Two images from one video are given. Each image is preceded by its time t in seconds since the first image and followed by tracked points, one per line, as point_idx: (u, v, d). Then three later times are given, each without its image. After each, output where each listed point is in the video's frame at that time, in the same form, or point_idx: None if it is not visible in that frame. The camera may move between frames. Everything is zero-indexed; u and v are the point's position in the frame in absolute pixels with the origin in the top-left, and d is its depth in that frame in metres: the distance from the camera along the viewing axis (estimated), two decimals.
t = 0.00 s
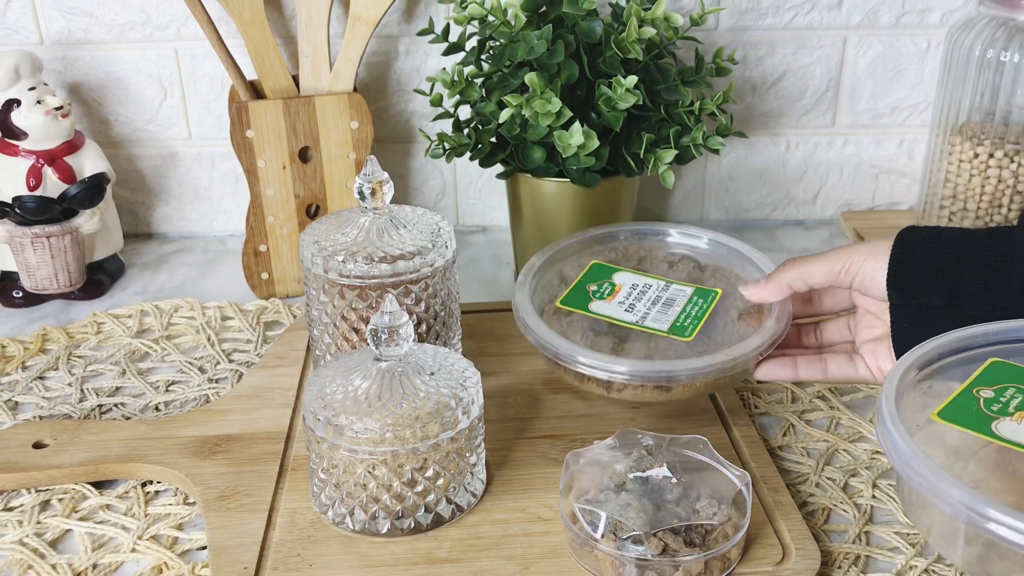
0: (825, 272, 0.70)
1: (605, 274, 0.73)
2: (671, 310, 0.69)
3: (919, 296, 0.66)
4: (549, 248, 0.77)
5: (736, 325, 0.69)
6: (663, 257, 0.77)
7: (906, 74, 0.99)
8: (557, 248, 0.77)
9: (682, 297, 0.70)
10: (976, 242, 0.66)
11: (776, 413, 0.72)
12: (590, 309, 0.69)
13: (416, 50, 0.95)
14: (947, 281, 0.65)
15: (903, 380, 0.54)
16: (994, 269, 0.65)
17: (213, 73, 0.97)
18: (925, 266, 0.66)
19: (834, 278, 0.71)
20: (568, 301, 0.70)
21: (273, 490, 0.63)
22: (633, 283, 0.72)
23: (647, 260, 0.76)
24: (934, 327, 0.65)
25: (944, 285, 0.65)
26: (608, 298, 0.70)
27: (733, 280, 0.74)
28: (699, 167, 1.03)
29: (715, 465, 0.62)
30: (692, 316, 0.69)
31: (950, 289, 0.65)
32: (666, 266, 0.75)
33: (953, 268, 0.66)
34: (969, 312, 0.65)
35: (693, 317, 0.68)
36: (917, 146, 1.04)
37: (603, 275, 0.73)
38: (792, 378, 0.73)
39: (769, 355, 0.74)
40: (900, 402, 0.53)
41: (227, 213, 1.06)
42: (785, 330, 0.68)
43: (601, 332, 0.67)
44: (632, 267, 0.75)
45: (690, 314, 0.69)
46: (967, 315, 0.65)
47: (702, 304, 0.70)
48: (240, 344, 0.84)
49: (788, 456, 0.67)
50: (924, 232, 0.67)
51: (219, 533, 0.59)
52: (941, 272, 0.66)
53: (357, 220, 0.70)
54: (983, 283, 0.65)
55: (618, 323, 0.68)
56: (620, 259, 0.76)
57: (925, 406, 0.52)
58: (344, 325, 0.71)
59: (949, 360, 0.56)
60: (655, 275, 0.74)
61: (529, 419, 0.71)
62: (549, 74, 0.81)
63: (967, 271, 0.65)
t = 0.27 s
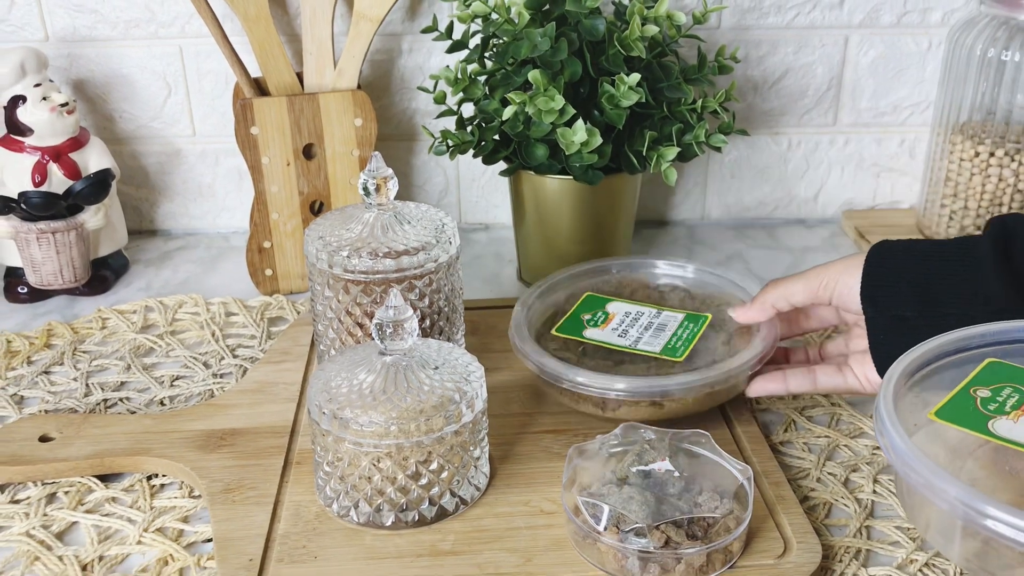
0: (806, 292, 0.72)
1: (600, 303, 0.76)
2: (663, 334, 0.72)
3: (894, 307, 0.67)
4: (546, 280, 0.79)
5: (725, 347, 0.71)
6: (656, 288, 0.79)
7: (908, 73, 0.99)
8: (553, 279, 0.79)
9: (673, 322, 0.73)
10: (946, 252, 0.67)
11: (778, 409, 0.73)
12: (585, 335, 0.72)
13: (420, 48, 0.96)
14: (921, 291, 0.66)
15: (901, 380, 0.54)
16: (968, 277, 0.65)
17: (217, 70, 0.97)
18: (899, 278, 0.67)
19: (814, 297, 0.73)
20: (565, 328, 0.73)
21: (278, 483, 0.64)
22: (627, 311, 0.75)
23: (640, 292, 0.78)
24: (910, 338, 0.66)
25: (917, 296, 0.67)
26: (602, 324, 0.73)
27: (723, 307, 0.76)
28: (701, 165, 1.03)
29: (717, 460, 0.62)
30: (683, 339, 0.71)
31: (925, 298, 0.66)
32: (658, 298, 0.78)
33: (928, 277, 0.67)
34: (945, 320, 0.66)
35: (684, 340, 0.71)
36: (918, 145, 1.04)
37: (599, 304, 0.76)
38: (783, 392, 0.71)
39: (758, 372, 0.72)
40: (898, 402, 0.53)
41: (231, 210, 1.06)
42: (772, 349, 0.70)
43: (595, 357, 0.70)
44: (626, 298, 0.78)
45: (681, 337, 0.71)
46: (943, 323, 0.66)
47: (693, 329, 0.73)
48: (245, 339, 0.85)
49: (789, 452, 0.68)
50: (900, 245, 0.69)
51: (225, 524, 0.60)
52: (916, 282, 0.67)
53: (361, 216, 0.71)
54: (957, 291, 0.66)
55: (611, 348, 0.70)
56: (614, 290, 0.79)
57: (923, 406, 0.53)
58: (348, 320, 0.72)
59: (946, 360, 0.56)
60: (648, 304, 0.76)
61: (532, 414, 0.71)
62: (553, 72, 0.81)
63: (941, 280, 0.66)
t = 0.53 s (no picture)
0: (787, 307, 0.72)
1: (587, 315, 0.76)
2: (651, 344, 0.72)
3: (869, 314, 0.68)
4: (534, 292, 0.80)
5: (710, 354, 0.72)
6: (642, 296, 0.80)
7: (908, 72, 1.00)
8: (542, 292, 0.80)
9: (660, 331, 0.74)
10: (916, 257, 0.68)
11: (778, 405, 0.73)
12: (574, 348, 0.72)
13: (423, 45, 0.96)
14: (894, 296, 0.68)
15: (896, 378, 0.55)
16: (940, 281, 0.66)
17: (220, 67, 0.98)
18: (874, 285, 0.69)
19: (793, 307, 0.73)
20: (553, 341, 0.73)
21: (282, 476, 0.64)
22: (613, 322, 0.75)
23: (627, 300, 0.79)
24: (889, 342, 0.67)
25: (890, 302, 0.68)
26: (590, 337, 0.73)
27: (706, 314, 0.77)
28: (702, 163, 1.04)
29: (718, 454, 0.63)
30: (670, 348, 0.72)
31: (899, 303, 0.67)
32: (643, 305, 0.79)
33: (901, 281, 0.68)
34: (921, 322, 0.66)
35: (671, 348, 0.72)
36: (918, 143, 1.04)
37: (586, 316, 0.76)
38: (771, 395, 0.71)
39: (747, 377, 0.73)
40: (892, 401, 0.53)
41: (234, 207, 1.07)
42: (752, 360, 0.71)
43: (585, 369, 0.70)
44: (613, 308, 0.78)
45: (668, 346, 0.72)
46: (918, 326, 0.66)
47: (679, 337, 0.73)
48: (248, 335, 0.85)
49: (789, 447, 0.68)
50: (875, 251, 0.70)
51: (230, 517, 0.60)
52: (890, 287, 0.68)
53: (365, 212, 0.71)
54: (931, 295, 0.66)
55: (600, 360, 0.71)
56: (602, 299, 0.79)
57: (917, 403, 0.53)
58: (352, 315, 0.72)
59: (939, 359, 0.57)
60: (635, 313, 0.77)
61: (534, 410, 0.72)
62: (555, 69, 0.82)
63: (915, 284, 0.67)
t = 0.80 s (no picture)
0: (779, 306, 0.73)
1: (566, 321, 0.77)
2: (629, 350, 0.73)
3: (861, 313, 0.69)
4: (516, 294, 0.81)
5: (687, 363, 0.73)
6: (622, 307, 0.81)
7: (907, 72, 1.00)
8: (523, 295, 0.81)
9: (637, 339, 0.74)
10: (905, 255, 0.69)
11: (777, 404, 0.74)
12: (552, 351, 0.73)
13: (424, 46, 0.97)
14: (882, 296, 0.68)
15: (886, 377, 0.55)
16: (928, 279, 0.67)
17: (222, 68, 0.99)
18: (865, 286, 0.69)
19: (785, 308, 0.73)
20: (532, 342, 0.74)
21: (284, 474, 0.65)
22: (591, 328, 0.76)
23: (606, 310, 0.80)
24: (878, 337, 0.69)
25: (882, 302, 0.68)
26: (569, 341, 0.74)
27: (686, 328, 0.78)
28: (701, 163, 1.04)
29: (716, 452, 0.63)
30: (648, 355, 0.72)
31: (887, 302, 0.68)
32: (623, 314, 0.79)
33: (891, 279, 0.68)
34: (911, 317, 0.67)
35: (649, 356, 0.72)
36: (917, 144, 1.05)
37: (564, 321, 0.77)
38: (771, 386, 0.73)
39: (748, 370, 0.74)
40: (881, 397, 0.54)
41: (235, 207, 1.07)
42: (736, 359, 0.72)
43: (563, 371, 0.71)
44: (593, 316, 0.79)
45: (646, 353, 0.73)
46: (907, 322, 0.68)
47: (657, 346, 0.74)
48: (250, 334, 0.85)
49: (788, 445, 0.69)
50: (864, 249, 0.70)
51: (233, 514, 0.61)
52: (878, 287, 0.69)
53: (366, 211, 0.72)
54: (921, 295, 0.67)
55: (579, 363, 0.71)
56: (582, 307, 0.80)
57: (907, 400, 0.54)
58: (353, 314, 0.73)
59: (929, 357, 0.57)
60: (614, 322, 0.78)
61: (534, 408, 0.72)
62: (555, 70, 0.82)
63: (903, 282, 0.68)
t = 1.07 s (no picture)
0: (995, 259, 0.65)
1: (567, 323, 0.77)
2: (628, 352, 0.73)
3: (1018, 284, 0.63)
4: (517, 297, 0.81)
5: (686, 366, 0.73)
6: (622, 310, 0.81)
7: (905, 76, 1.01)
8: (524, 297, 0.81)
9: (637, 341, 0.75)
10: None
11: (776, 405, 0.74)
12: (553, 353, 0.73)
13: (425, 50, 0.97)
14: None
15: (868, 375, 0.56)
16: None
17: (225, 71, 0.99)
18: (1007, 252, 0.62)
19: (927, 261, 0.66)
20: (533, 344, 0.74)
21: (287, 475, 0.65)
22: (592, 331, 0.76)
23: (606, 312, 0.80)
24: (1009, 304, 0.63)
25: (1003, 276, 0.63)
26: (569, 343, 0.74)
27: (685, 330, 0.78)
28: (701, 166, 1.05)
29: (715, 452, 0.64)
30: (648, 356, 0.73)
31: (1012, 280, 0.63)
32: (623, 317, 0.80)
33: None
34: None
35: (649, 357, 0.73)
36: (915, 147, 1.05)
37: (565, 324, 0.77)
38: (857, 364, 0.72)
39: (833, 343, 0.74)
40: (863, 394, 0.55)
41: (238, 210, 1.08)
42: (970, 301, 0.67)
43: (564, 373, 0.72)
44: (593, 318, 0.79)
45: (646, 355, 0.73)
46: None
47: (656, 347, 0.74)
48: (252, 336, 0.86)
49: (787, 446, 0.69)
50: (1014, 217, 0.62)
51: (236, 514, 0.61)
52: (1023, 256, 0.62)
53: (369, 214, 0.73)
54: None
55: (579, 364, 0.72)
56: (582, 310, 0.81)
57: (889, 395, 0.54)
58: (356, 316, 0.73)
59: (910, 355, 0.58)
60: (614, 324, 0.78)
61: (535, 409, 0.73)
62: (556, 74, 0.83)
63: None
